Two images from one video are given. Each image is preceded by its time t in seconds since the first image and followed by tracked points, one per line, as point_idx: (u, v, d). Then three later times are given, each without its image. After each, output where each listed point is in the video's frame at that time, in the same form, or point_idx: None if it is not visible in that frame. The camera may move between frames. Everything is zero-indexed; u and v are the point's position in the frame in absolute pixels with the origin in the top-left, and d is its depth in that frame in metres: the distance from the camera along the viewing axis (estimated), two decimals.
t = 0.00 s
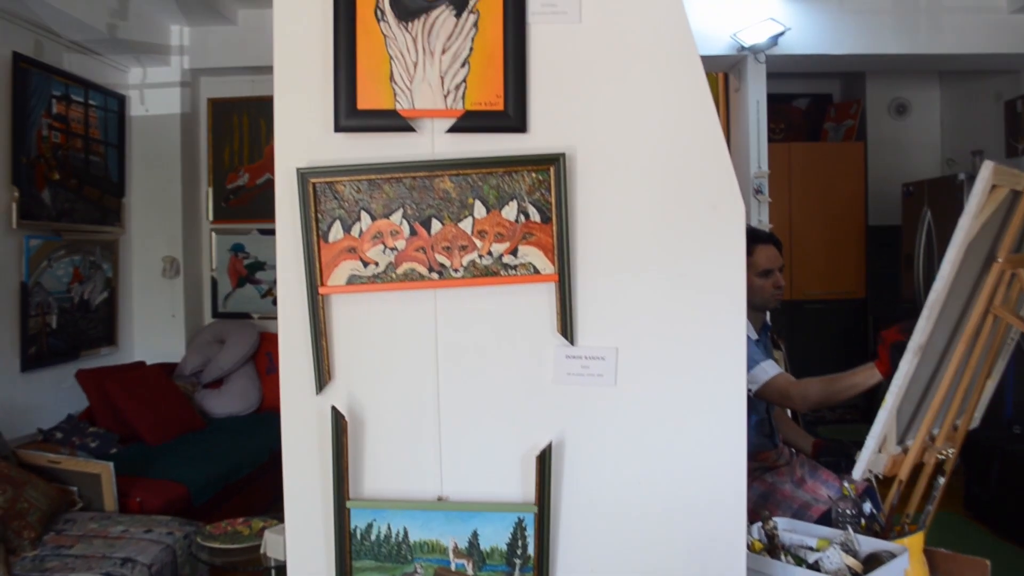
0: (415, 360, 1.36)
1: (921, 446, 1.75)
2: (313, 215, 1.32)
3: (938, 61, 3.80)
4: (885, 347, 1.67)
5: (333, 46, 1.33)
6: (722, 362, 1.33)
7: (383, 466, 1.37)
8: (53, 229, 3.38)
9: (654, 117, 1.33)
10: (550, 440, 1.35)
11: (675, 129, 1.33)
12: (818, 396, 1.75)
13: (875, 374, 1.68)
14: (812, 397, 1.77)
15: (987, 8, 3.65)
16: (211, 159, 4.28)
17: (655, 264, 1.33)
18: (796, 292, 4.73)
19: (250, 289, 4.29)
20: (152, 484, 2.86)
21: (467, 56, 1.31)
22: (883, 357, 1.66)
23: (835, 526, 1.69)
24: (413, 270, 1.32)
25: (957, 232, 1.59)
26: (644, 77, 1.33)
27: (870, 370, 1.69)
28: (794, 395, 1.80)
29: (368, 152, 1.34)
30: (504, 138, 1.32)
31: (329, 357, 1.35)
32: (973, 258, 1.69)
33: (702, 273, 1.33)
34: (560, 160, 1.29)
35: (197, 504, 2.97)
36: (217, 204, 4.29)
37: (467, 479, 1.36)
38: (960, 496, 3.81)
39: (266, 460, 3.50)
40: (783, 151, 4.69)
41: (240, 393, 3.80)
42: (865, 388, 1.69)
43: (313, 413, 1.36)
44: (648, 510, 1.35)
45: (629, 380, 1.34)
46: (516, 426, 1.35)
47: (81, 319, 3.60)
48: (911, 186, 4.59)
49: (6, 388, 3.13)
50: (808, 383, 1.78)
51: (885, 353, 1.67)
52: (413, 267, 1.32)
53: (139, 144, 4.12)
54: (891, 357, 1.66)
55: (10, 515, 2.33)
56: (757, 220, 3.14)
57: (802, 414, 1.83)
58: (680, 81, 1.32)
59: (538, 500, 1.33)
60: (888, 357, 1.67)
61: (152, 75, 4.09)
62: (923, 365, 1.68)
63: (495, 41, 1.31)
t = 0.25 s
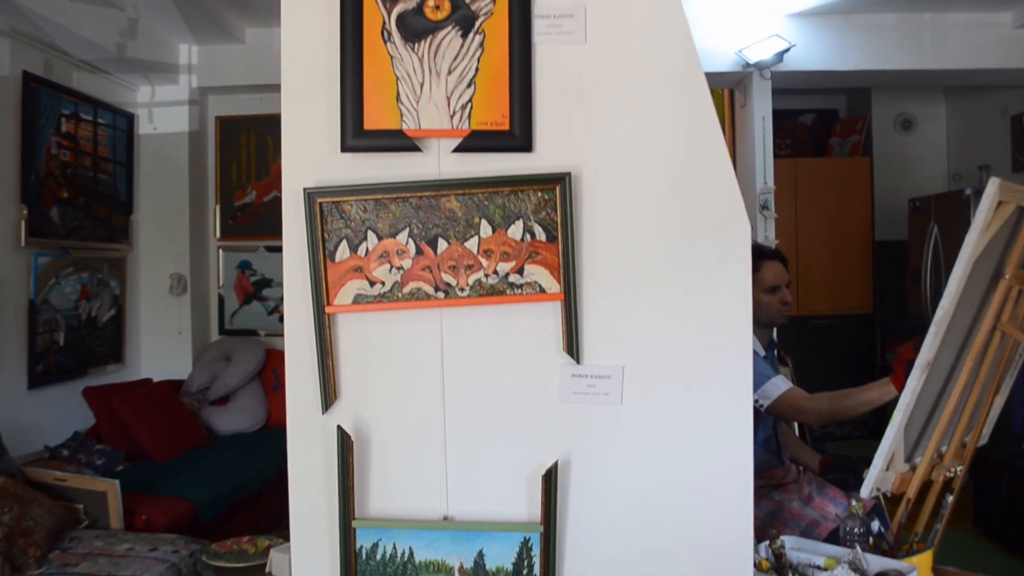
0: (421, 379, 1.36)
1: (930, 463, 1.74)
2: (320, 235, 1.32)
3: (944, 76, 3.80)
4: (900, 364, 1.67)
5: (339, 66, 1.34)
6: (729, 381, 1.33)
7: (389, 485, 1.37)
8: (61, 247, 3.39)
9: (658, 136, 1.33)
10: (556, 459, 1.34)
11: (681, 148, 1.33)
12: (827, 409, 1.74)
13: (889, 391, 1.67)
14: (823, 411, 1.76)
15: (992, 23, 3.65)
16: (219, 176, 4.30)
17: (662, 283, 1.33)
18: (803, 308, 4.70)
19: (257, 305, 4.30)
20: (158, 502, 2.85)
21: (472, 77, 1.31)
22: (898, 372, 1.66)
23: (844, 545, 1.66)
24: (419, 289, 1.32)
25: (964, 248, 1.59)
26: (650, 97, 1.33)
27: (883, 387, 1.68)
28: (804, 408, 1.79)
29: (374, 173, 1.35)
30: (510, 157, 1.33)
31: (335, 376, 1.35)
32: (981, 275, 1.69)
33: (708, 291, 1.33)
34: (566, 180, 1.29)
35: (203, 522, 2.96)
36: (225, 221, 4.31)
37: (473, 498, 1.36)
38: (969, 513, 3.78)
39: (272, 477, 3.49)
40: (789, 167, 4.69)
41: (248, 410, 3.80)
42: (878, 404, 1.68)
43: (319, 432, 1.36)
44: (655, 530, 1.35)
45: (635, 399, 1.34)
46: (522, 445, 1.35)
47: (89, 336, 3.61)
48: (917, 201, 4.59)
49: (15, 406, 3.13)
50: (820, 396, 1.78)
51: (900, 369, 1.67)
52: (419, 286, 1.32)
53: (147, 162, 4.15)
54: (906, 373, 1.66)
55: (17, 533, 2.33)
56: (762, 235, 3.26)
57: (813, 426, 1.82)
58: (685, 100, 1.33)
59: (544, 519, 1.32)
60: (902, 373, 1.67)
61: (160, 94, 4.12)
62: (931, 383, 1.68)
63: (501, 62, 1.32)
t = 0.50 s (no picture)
0: (424, 393, 1.36)
1: (935, 479, 1.73)
2: (324, 249, 1.33)
3: (948, 90, 3.80)
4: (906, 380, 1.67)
5: (345, 81, 1.35)
6: (733, 396, 1.33)
7: (392, 499, 1.37)
8: (67, 258, 3.40)
9: (662, 151, 1.33)
10: (560, 473, 1.34)
11: (685, 163, 1.33)
12: (832, 424, 1.74)
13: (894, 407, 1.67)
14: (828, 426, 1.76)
15: (996, 37, 3.65)
16: (224, 188, 4.32)
17: (666, 297, 1.33)
18: (808, 321, 4.68)
19: (262, 317, 4.31)
20: (161, 514, 2.85)
21: (477, 91, 1.32)
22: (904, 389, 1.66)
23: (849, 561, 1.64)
24: (423, 304, 1.33)
25: (969, 263, 1.58)
26: (654, 112, 1.34)
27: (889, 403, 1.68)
28: (809, 422, 1.78)
29: (379, 187, 1.35)
30: (514, 172, 1.33)
31: (339, 390, 1.35)
32: (985, 290, 1.67)
33: (712, 307, 1.33)
34: (570, 195, 1.30)
35: (206, 534, 2.96)
36: (231, 233, 4.32)
37: (476, 513, 1.35)
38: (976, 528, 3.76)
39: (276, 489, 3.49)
40: (793, 180, 4.69)
41: (252, 421, 3.78)
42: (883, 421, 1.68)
43: (323, 446, 1.36)
44: (659, 545, 1.34)
45: (639, 414, 1.34)
46: (525, 460, 1.35)
47: (93, 347, 3.62)
48: (922, 215, 4.59)
49: (19, 416, 3.14)
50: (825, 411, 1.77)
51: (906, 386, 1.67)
52: (423, 300, 1.33)
53: (153, 173, 4.16)
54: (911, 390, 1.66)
55: (20, 544, 2.33)
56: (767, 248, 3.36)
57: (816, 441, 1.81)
58: (689, 115, 1.33)
59: (547, 534, 1.32)
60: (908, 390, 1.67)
61: (166, 106, 4.14)
62: (936, 398, 1.67)
63: (506, 77, 1.32)
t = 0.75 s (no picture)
0: (425, 405, 1.36)
1: (937, 492, 1.73)
2: (326, 261, 1.33)
3: (949, 101, 3.81)
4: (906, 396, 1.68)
5: (347, 95, 1.35)
6: (734, 411, 1.32)
7: (392, 512, 1.36)
8: (69, 268, 3.40)
9: (664, 164, 1.34)
10: (561, 487, 1.34)
11: (688, 178, 1.33)
12: (833, 440, 1.74)
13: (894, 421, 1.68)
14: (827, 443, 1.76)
15: (998, 48, 3.65)
16: (226, 198, 4.33)
17: (668, 311, 1.33)
18: (810, 331, 4.67)
19: (262, 329, 4.31)
20: (161, 525, 2.84)
21: (479, 104, 1.32)
22: (904, 404, 1.66)
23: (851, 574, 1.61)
24: (424, 316, 1.33)
25: (970, 277, 1.58)
26: (656, 125, 1.34)
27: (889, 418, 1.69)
28: (810, 437, 1.77)
29: (380, 198, 1.35)
30: (515, 185, 1.33)
31: (339, 402, 1.35)
32: (988, 302, 1.68)
33: (713, 320, 1.33)
34: (571, 208, 1.30)
35: (206, 545, 2.95)
36: (232, 243, 4.33)
37: (477, 526, 1.35)
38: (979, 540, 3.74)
39: (276, 499, 3.47)
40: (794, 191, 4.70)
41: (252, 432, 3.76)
42: (884, 435, 1.69)
43: (323, 458, 1.36)
44: (660, 560, 1.34)
45: (641, 429, 1.33)
46: (526, 473, 1.34)
47: (94, 357, 3.62)
48: (923, 226, 4.59)
49: (20, 426, 3.13)
50: (825, 426, 1.77)
51: (907, 401, 1.66)
52: (424, 313, 1.32)
53: (155, 183, 4.17)
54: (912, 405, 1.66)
55: (19, 554, 2.32)
56: (769, 259, 3.38)
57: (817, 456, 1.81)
58: (691, 129, 1.33)
59: (548, 548, 1.32)
60: (909, 404, 1.67)
61: (169, 116, 4.16)
62: (938, 411, 1.66)
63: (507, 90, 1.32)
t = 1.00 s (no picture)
0: (422, 419, 1.35)
1: (937, 505, 1.72)
2: (323, 274, 1.32)
3: (947, 113, 3.81)
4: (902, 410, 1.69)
5: (346, 109, 1.35)
6: (732, 425, 1.32)
7: (390, 526, 1.36)
8: (67, 279, 3.40)
9: (662, 178, 1.34)
10: (559, 501, 1.33)
11: (685, 191, 1.33)
12: (830, 457, 1.75)
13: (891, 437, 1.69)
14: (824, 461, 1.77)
15: (995, 60, 3.66)
16: (225, 210, 4.33)
17: (665, 325, 1.33)
18: (808, 344, 4.67)
19: (261, 339, 4.29)
20: (158, 538, 2.82)
21: (477, 119, 1.32)
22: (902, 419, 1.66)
23: None
24: (422, 330, 1.32)
25: (968, 289, 1.58)
26: (653, 139, 1.34)
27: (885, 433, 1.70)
28: (807, 453, 1.78)
29: (378, 212, 1.35)
30: (513, 198, 1.34)
31: (336, 417, 1.35)
32: (986, 316, 1.68)
33: (711, 334, 1.33)
34: (569, 222, 1.30)
35: (202, 558, 2.93)
36: (231, 255, 4.33)
37: (474, 541, 1.35)
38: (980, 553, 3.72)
39: (274, 512, 3.46)
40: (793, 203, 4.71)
41: (250, 444, 3.74)
42: (882, 450, 1.70)
43: (320, 472, 1.36)
44: None
45: (638, 443, 1.33)
46: (524, 488, 1.34)
47: (92, 369, 3.61)
48: (922, 238, 4.59)
49: (16, 438, 3.12)
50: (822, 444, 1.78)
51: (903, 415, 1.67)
52: (422, 326, 1.32)
53: (154, 195, 4.17)
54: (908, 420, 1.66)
55: (14, 568, 2.31)
56: (768, 270, 3.39)
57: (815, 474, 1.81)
58: (689, 143, 1.34)
59: (546, 562, 1.31)
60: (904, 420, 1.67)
61: (168, 127, 4.17)
62: (936, 424, 1.66)
63: (506, 104, 1.32)
